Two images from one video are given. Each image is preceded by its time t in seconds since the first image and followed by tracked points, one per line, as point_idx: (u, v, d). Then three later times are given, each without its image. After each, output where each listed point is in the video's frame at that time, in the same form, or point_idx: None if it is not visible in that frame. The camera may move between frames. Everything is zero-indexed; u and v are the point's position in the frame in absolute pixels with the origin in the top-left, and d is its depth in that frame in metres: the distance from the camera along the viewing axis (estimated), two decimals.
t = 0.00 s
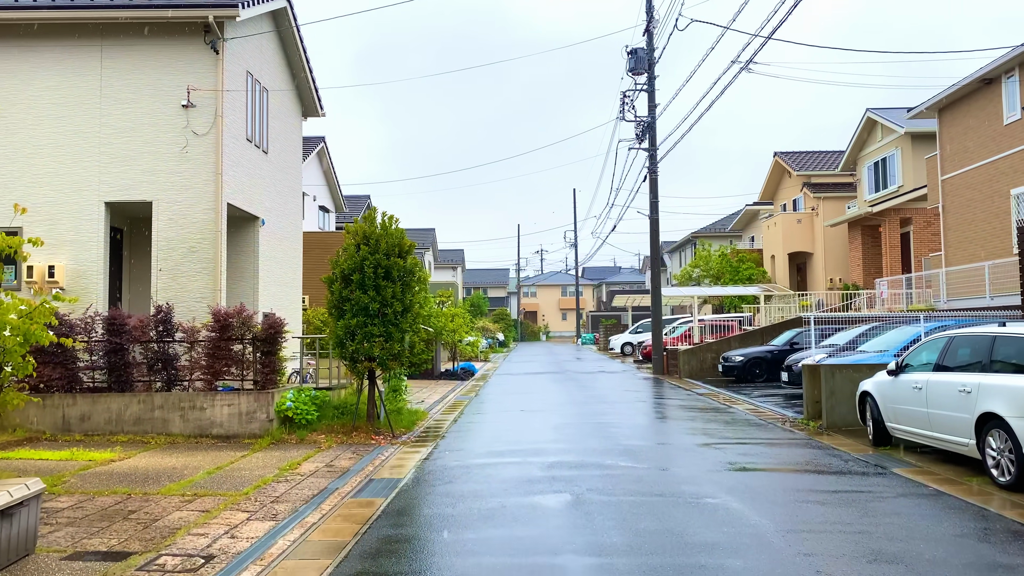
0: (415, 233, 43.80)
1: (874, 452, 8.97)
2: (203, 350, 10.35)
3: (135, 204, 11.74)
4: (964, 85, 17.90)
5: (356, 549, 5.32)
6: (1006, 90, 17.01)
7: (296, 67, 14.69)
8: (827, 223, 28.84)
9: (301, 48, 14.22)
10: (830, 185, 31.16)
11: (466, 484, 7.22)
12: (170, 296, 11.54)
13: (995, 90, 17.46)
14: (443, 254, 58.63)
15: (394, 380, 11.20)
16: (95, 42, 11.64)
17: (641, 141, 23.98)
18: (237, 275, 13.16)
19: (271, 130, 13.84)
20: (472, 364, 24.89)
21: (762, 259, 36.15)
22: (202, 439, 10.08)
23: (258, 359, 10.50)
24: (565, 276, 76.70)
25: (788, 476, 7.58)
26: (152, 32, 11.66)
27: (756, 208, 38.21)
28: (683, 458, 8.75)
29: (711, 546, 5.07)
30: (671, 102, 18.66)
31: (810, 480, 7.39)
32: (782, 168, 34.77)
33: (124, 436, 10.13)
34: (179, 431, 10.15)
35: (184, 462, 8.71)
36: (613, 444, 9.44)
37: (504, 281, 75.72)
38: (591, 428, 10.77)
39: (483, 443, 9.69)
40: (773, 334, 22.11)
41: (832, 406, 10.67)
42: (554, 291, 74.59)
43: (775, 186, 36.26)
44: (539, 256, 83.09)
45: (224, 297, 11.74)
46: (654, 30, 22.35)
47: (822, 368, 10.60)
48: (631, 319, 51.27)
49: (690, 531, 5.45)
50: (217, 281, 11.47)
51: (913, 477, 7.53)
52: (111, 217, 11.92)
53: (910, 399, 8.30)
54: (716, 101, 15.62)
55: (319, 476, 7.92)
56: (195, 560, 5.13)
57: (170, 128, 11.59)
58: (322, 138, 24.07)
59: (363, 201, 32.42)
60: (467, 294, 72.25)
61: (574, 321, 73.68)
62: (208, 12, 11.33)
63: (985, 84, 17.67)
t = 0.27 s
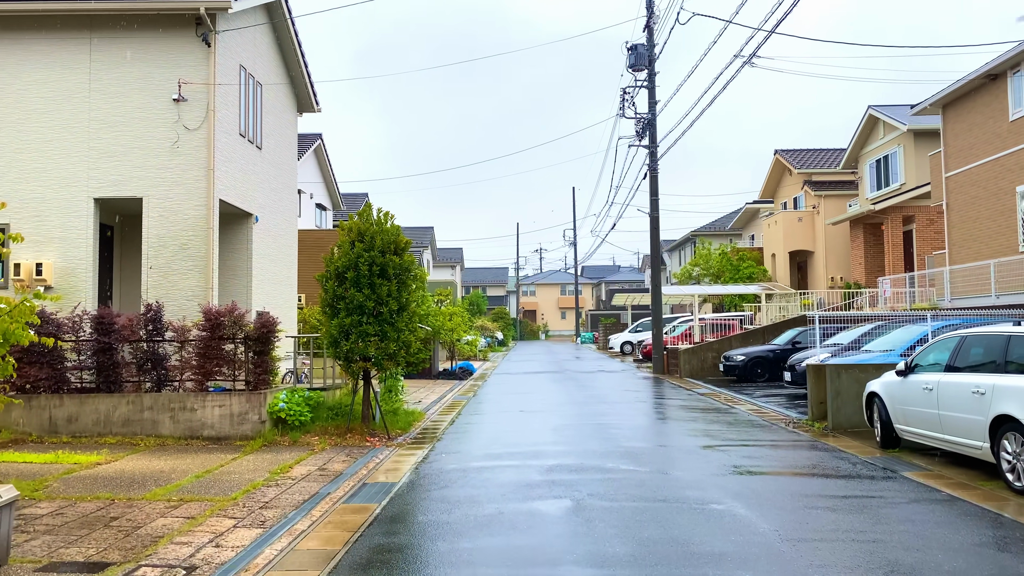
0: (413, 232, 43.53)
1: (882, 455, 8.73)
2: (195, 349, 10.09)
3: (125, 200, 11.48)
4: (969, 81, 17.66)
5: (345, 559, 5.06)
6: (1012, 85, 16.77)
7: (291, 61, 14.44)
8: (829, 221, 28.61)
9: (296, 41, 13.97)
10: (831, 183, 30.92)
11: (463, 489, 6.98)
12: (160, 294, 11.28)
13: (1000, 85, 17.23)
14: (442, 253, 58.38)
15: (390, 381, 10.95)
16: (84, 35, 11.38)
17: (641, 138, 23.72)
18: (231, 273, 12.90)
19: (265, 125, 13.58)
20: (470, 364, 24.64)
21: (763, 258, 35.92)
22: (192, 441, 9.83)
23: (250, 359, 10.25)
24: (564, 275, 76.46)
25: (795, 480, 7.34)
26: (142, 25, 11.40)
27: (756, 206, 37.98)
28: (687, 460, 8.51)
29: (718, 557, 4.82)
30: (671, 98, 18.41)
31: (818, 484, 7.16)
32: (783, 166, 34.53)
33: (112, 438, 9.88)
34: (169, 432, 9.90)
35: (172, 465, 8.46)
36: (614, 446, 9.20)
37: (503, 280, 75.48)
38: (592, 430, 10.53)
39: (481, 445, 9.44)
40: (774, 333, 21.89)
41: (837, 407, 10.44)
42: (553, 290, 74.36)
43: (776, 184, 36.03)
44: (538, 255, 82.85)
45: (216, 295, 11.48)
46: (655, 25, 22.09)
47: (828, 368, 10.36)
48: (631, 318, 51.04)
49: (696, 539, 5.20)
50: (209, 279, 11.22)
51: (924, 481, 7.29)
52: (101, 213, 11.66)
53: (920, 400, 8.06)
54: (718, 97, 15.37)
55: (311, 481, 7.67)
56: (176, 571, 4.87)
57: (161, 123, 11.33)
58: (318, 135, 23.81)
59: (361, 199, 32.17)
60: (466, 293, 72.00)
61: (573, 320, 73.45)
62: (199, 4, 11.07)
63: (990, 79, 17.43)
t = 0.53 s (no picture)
0: (409, 230, 43.26)
1: (887, 456, 8.50)
2: (181, 348, 9.82)
3: (110, 195, 11.20)
4: (969, 76, 17.46)
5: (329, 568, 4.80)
6: (1014, 80, 16.56)
7: (282, 54, 14.17)
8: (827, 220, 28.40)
9: (286, 33, 13.71)
10: (829, 181, 30.72)
11: (455, 491, 6.72)
12: (146, 291, 11.00)
13: (1002, 80, 17.02)
14: (438, 252, 58.11)
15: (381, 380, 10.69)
16: (68, 26, 11.10)
17: (638, 135, 23.48)
18: (220, 271, 12.64)
19: (255, 118, 13.30)
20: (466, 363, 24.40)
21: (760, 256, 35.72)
22: (178, 441, 9.57)
23: (238, 358, 10.02)
24: (561, 274, 76.24)
25: (799, 482, 7.11)
26: (128, 16, 11.13)
27: (754, 204, 37.78)
28: (686, 461, 8.26)
29: (722, 564, 4.58)
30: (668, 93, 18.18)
31: (823, 486, 6.92)
32: (781, 164, 34.33)
33: (96, 439, 9.62)
34: (154, 433, 9.63)
35: (155, 467, 8.19)
36: (611, 447, 8.95)
37: (499, 279, 75.24)
38: (589, 430, 10.28)
39: (475, 446, 9.19)
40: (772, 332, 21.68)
41: (840, 406, 10.20)
42: (550, 289, 74.14)
43: (773, 183, 35.85)
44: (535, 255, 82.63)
45: (204, 292, 11.20)
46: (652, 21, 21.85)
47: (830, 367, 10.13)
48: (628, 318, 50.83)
49: (698, 546, 4.96)
50: (197, 276, 10.94)
51: (933, 482, 7.06)
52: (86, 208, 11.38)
53: (926, 399, 7.83)
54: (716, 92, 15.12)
55: (299, 483, 7.41)
56: None
57: (148, 116, 11.06)
58: (312, 132, 23.55)
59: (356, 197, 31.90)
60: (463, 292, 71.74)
61: (570, 319, 73.23)
62: None
63: (992, 74, 17.23)
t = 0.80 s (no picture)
0: (396, 228, 42.88)
1: (881, 458, 8.33)
2: (156, 347, 9.49)
3: (84, 190, 10.85)
4: (959, 74, 17.37)
5: None
6: (1004, 77, 16.47)
7: (263, 46, 13.83)
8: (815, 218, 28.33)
9: (267, 23, 13.39)
10: (817, 179, 30.66)
11: (438, 498, 6.47)
12: (121, 289, 10.66)
13: (992, 78, 16.93)
14: (425, 250, 57.75)
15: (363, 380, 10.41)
16: (40, 15, 10.73)
17: (627, 132, 23.27)
18: (199, 268, 12.31)
19: (235, 112, 12.97)
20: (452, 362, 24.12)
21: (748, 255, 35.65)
22: (153, 444, 9.25)
23: (216, 358, 9.63)
24: (549, 272, 76.05)
25: (792, 486, 6.91)
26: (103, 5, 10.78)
27: (742, 202, 37.69)
28: (677, 465, 8.05)
29: None
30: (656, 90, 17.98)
31: (818, 491, 6.72)
32: (769, 162, 34.25)
33: (67, 442, 9.28)
34: (128, 435, 9.30)
35: (126, 472, 7.87)
36: (600, 449, 8.73)
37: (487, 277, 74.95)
38: (576, 431, 10.06)
39: (460, 449, 8.94)
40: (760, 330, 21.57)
41: (831, 408, 10.03)
42: (537, 287, 73.94)
43: (761, 181, 35.77)
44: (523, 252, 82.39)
45: (181, 290, 10.87)
46: (641, 17, 21.64)
47: (821, 368, 9.96)
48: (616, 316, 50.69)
49: (691, 558, 4.73)
50: (173, 274, 10.61)
51: (929, 487, 6.88)
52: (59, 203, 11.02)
53: (922, 401, 7.66)
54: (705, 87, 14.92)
55: (275, 489, 7.12)
56: None
57: (123, 109, 10.71)
58: (296, 128, 23.17)
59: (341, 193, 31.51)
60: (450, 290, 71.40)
61: (558, 318, 73.07)
62: None
63: (982, 71, 17.14)
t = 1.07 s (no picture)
0: (376, 225, 42.45)
1: (869, 457, 8.17)
2: (123, 344, 9.12)
3: (48, 181, 10.44)
4: (941, 70, 17.36)
5: None
6: (986, 74, 16.47)
7: (237, 34, 13.46)
8: (796, 216, 28.36)
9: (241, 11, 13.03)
10: (798, 177, 30.69)
11: (416, 501, 6.19)
12: (87, 284, 10.26)
13: (973, 75, 16.92)
14: (406, 247, 57.31)
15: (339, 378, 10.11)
16: None
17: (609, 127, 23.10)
18: (170, 263, 11.92)
19: (207, 102, 12.58)
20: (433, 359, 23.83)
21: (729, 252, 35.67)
22: (119, 444, 8.88)
23: (185, 355, 9.28)
24: (530, 270, 75.87)
25: (781, 486, 6.72)
26: None
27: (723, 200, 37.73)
28: (662, 464, 7.84)
29: None
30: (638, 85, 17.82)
31: (807, 492, 6.54)
32: (750, 160, 34.26)
33: (28, 443, 8.89)
34: (92, 435, 8.93)
35: (88, 474, 7.52)
36: (583, 448, 8.50)
37: (468, 275, 74.64)
38: (559, 430, 9.82)
39: (439, 449, 8.67)
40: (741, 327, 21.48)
41: (817, 406, 9.89)
42: (519, 285, 73.74)
43: (743, 178, 35.79)
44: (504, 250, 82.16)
45: (150, 285, 10.48)
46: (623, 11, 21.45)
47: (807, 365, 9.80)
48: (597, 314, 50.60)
49: (679, 564, 4.50)
50: (142, 268, 10.22)
51: (920, 486, 6.72)
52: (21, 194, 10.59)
53: (911, 398, 7.50)
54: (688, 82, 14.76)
55: (245, 492, 6.80)
56: None
57: (88, 97, 10.30)
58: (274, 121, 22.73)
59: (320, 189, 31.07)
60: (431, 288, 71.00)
61: (539, 316, 72.92)
62: None
63: (964, 68, 17.12)
